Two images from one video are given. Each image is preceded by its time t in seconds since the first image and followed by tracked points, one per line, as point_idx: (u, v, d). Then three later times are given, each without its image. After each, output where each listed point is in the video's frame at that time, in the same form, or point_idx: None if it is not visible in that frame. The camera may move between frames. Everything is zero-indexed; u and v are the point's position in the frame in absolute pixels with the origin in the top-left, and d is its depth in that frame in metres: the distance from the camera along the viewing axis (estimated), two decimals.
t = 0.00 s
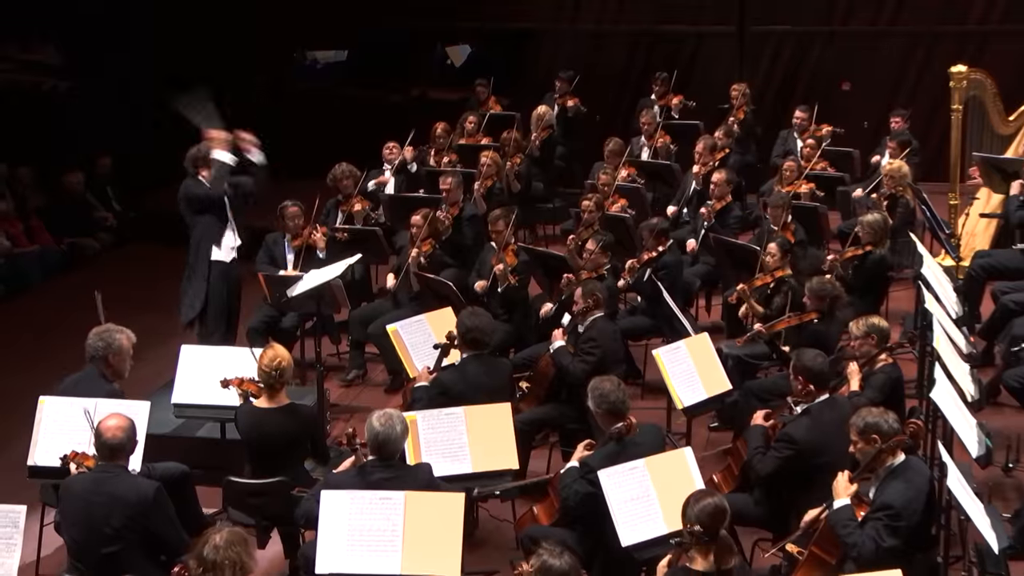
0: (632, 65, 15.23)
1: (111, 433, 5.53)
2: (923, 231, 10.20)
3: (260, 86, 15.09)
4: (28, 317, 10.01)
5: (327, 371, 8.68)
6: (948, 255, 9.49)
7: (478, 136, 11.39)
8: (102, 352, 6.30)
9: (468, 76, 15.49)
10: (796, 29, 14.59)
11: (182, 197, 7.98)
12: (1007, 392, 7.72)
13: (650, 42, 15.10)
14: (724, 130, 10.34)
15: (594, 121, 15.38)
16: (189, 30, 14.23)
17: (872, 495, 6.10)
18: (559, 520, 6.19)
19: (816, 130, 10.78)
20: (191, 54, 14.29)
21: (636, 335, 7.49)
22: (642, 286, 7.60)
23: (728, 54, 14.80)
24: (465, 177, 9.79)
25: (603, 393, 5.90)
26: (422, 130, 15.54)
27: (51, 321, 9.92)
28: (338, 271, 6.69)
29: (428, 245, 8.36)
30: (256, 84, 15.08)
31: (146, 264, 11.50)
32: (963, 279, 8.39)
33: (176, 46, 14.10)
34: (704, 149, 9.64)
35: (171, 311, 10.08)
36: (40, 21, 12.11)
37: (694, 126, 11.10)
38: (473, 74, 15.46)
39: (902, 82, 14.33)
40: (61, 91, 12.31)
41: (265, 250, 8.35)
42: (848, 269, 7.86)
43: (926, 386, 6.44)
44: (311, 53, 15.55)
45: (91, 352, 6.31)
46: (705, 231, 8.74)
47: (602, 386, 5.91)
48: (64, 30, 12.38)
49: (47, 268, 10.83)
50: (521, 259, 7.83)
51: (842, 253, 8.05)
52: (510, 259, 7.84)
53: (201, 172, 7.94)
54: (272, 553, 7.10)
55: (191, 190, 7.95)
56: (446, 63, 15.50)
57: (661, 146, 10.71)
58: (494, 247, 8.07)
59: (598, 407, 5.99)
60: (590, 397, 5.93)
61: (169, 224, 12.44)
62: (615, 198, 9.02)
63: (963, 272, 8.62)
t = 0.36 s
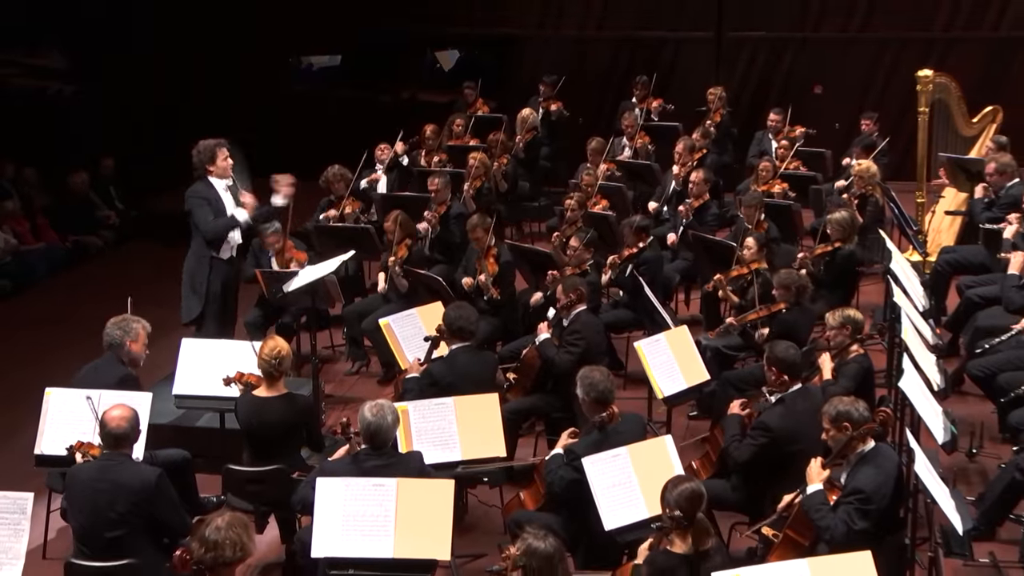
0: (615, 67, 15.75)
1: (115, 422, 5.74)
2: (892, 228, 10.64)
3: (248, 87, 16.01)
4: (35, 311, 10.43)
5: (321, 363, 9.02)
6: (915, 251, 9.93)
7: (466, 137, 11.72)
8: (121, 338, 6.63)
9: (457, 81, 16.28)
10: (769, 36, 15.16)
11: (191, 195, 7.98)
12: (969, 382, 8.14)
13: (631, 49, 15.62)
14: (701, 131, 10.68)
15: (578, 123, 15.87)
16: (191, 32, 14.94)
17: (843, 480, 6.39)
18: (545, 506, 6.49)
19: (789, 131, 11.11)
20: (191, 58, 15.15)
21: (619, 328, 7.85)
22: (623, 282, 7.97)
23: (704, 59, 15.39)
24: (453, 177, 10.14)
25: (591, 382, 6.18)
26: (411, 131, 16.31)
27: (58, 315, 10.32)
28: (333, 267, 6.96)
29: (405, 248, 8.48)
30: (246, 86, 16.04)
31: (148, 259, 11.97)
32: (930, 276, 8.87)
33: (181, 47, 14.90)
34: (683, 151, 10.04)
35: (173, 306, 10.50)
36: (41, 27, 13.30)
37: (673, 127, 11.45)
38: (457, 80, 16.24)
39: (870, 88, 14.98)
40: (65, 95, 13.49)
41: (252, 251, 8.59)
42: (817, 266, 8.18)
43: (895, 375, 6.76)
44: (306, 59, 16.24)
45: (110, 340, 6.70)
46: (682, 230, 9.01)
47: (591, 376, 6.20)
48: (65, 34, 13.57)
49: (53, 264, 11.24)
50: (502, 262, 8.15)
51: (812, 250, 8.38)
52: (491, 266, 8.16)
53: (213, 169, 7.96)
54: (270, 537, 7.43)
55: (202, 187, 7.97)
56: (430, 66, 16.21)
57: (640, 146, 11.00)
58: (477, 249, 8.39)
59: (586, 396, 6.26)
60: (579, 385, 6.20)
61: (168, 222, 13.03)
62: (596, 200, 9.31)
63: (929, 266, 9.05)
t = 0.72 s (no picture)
0: (597, 73, 16.38)
1: (117, 413, 5.94)
2: (863, 226, 11.04)
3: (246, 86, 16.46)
4: (37, 307, 10.79)
5: (315, 357, 9.36)
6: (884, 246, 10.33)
7: (456, 139, 12.05)
8: (119, 332, 6.94)
9: (446, 84, 16.55)
10: (746, 40, 15.86)
11: (199, 189, 8.29)
12: (934, 372, 8.52)
13: (611, 53, 16.25)
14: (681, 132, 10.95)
15: (563, 125, 16.51)
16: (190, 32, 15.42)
17: (818, 468, 6.63)
18: (531, 492, 6.81)
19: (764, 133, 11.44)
20: (190, 58, 15.57)
21: (601, 322, 8.22)
22: (605, 276, 8.31)
23: (684, 62, 16.03)
24: (439, 177, 10.52)
25: (578, 373, 6.37)
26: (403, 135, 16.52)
27: (59, 312, 10.67)
28: (327, 263, 7.26)
29: (396, 241, 8.95)
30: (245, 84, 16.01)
31: (147, 258, 12.37)
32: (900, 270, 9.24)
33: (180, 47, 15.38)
34: (664, 151, 10.29)
35: (171, 304, 10.86)
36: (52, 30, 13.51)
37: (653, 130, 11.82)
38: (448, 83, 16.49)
39: (841, 92, 15.69)
40: (70, 98, 13.79)
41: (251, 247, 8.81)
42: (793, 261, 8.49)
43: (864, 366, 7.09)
44: (300, 62, 16.46)
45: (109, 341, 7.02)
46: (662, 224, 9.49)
47: (576, 367, 6.39)
48: (65, 35, 13.71)
49: (56, 262, 11.59)
50: (494, 251, 8.50)
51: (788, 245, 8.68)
52: (484, 251, 8.49)
53: (221, 166, 8.24)
54: (267, 524, 7.74)
55: (210, 183, 8.29)
56: (421, 70, 16.51)
57: (626, 147, 11.41)
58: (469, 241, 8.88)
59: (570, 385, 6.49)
60: (566, 376, 6.39)
61: (167, 220, 13.44)
62: (583, 196, 9.67)
63: (898, 261, 9.44)
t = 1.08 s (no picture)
0: (577, 78, 17.14)
1: (115, 407, 6.20)
2: (835, 223, 11.46)
3: (244, 87, 17.33)
4: (42, 304, 11.21)
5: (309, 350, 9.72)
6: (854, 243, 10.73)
7: (442, 141, 12.40)
8: (102, 332, 7.23)
9: (431, 88, 17.36)
10: (721, 46, 16.54)
11: (192, 190, 8.56)
12: (901, 364, 8.90)
13: (593, 58, 17.01)
14: (659, 134, 11.34)
15: (547, 127, 17.25)
16: (190, 33, 16.62)
17: (791, 454, 6.91)
18: (517, 479, 7.12)
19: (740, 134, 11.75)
20: (190, 58, 16.72)
21: (582, 317, 8.57)
22: (586, 272, 8.74)
23: (661, 66, 16.79)
24: (426, 178, 10.93)
25: (576, 365, 6.56)
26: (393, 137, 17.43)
27: (63, 309, 11.08)
28: (319, 261, 7.54)
29: (392, 239, 9.30)
30: (246, 84, 17.33)
31: (147, 255, 12.86)
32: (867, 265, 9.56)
33: (180, 48, 16.52)
34: (642, 154, 10.61)
35: (170, 300, 11.28)
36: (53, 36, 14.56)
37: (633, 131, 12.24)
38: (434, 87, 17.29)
39: (813, 95, 16.37)
40: (70, 103, 14.83)
41: (254, 243, 9.25)
42: (767, 257, 8.79)
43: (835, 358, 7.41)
44: (293, 68, 17.50)
45: (94, 346, 7.34)
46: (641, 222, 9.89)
47: (577, 360, 6.59)
48: (65, 37, 14.70)
49: (59, 260, 12.06)
50: (480, 248, 8.81)
51: (762, 241, 9.01)
52: (469, 248, 8.81)
53: (212, 168, 8.59)
54: (264, 510, 8.07)
55: (202, 184, 8.55)
56: (408, 77, 17.32)
57: (605, 151, 11.68)
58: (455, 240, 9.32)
59: (567, 378, 6.66)
60: (564, 367, 6.57)
61: (165, 220, 13.96)
62: (565, 195, 10.00)
63: (867, 257, 9.82)
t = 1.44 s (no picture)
0: (556, 80, 18.04)
1: (112, 401, 6.41)
2: (803, 221, 11.93)
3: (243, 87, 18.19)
4: (38, 301, 11.52)
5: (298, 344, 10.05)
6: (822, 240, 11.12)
7: (426, 143, 12.62)
8: (89, 332, 7.28)
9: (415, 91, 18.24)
10: (693, 51, 17.48)
11: (179, 198, 8.84)
12: (866, 355, 9.30)
13: (571, 63, 17.89)
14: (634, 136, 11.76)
15: (525, 129, 18.11)
16: (189, 34, 17.74)
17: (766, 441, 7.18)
18: (500, 467, 7.42)
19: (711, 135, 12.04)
20: (190, 58, 17.83)
21: (563, 311, 9.00)
22: (566, 269, 9.05)
23: (636, 70, 17.64)
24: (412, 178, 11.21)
25: (564, 360, 6.82)
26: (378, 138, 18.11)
27: (58, 306, 11.39)
28: (309, 259, 7.85)
29: (378, 238, 9.54)
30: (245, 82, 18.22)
31: (142, 254, 13.24)
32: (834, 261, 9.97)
33: (179, 48, 17.61)
34: (619, 155, 11.00)
35: (163, 297, 11.60)
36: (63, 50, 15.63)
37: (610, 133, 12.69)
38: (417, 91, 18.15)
39: (780, 99, 17.37)
40: (69, 106, 15.76)
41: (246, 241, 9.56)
42: (738, 253, 9.17)
43: (804, 349, 7.72)
44: (282, 72, 18.25)
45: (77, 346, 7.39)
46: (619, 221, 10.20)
47: (564, 354, 6.86)
48: (64, 37, 15.57)
49: (56, 258, 12.38)
50: (462, 247, 9.25)
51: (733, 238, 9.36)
52: (453, 247, 9.30)
53: (198, 175, 8.84)
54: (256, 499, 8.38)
55: (190, 192, 8.84)
56: (393, 78, 18.18)
57: (582, 154, 12.03)
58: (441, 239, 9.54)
59: (554, 370, 6.90)
60: (552, 361, 6.82)
61: (160, 220, 14.33)
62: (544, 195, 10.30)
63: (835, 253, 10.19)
